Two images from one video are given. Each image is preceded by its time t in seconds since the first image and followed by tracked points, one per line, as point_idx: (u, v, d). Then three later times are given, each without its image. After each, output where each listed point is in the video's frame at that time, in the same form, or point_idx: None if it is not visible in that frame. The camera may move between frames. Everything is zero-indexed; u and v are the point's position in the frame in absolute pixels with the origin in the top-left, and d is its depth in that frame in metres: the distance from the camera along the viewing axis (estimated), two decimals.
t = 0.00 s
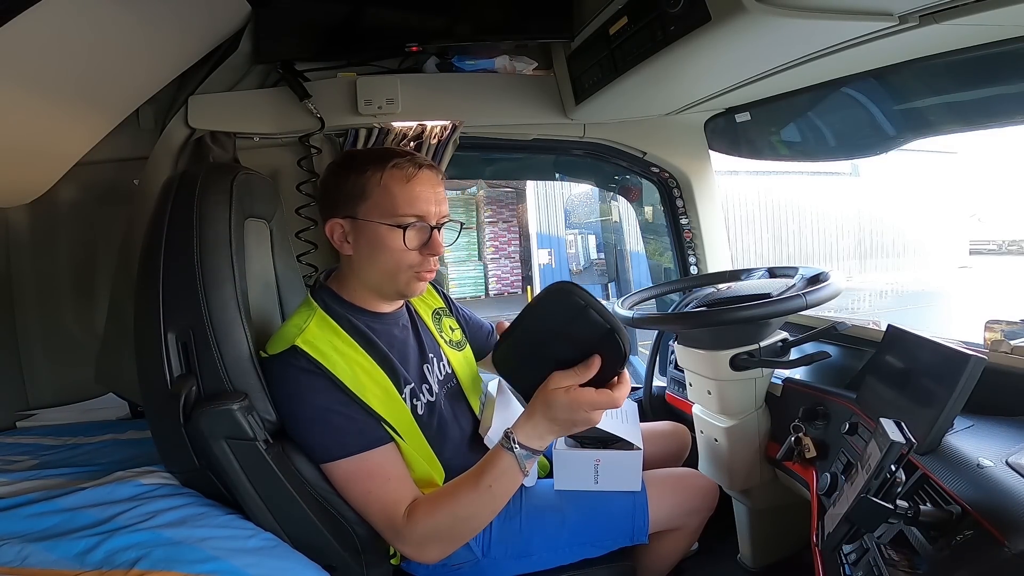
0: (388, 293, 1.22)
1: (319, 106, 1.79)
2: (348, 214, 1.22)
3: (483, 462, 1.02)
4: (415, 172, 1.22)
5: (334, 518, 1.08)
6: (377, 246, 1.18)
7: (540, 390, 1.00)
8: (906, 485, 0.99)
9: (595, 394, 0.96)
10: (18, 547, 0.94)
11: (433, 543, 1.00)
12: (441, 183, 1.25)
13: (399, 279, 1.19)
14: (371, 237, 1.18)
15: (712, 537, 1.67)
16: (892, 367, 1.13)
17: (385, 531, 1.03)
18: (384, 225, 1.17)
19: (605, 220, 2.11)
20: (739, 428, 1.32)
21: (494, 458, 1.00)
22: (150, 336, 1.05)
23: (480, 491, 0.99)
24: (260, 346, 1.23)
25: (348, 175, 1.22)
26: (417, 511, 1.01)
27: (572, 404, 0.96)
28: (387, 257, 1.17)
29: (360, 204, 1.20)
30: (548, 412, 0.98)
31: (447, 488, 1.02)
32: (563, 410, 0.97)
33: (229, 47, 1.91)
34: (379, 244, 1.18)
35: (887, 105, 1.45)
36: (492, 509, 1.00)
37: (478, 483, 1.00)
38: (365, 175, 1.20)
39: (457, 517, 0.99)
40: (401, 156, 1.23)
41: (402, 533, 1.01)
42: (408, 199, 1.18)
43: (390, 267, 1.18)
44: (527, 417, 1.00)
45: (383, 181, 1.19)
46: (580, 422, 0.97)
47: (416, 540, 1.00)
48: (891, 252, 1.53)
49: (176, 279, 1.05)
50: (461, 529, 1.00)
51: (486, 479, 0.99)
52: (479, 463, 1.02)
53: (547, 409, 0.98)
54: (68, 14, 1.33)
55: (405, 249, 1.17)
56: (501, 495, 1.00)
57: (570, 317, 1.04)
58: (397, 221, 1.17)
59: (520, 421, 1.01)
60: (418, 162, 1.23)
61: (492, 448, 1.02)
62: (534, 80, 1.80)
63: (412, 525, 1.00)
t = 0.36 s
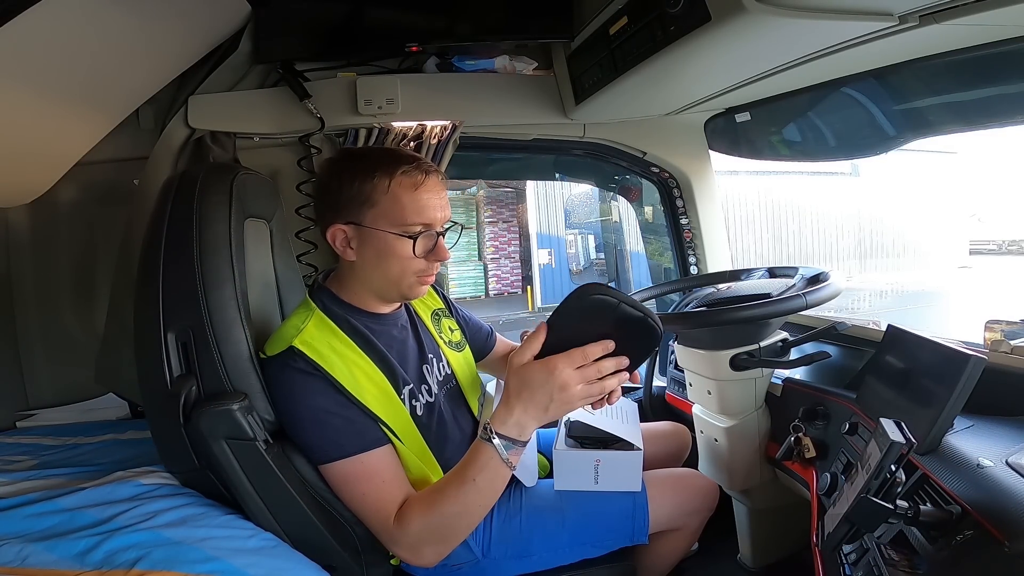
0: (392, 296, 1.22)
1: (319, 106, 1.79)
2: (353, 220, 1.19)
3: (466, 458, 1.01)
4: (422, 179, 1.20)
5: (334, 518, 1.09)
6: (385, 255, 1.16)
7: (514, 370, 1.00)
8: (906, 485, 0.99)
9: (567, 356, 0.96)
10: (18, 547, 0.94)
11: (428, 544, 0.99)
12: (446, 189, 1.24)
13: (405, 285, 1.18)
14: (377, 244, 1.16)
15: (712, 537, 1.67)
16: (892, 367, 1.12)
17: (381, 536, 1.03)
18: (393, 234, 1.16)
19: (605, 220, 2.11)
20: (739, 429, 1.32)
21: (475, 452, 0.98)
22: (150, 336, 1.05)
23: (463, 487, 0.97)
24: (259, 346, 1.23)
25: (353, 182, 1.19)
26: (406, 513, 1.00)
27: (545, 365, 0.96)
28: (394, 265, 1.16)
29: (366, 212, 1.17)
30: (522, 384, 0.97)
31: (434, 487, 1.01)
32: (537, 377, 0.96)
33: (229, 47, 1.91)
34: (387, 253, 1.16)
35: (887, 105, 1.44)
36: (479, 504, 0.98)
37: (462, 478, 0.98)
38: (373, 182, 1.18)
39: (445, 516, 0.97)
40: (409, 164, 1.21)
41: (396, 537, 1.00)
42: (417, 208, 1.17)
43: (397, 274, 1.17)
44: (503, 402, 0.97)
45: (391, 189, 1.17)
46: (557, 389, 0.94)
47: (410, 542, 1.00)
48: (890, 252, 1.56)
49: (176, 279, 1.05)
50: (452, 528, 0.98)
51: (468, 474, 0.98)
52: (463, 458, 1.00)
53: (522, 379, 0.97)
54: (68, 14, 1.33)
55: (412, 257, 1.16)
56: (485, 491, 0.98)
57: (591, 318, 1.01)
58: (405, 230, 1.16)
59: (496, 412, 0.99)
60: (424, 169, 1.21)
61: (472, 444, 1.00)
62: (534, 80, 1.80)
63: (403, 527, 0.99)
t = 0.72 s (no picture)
0: (396, 302, 1.22)
1: (319, 106, 1.79)
2: (356, 234, 1.15)
3: (464, 468, 0.99)
4: (424, 188, 1.17)
5: (334, 518, 1.09)
6: (393, 270, 1.15)
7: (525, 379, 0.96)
8: (906, 485, 0.99)
9: (584, 372, 0.92)
10: (18, 547, 0.94)
11: (421, 550, 0.99)
12: (445, 193, 1.22)
13: (411, 293, 1.19)
14: (385, 259, 1.15)
15: (712, 537, 1.67)
16: (892, 367, 1.12)
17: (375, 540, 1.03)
18: (402, 249, 1.14)
19: (605, 220, 2.11)
20: (739, 428, 1.32)
21: (474, 462, 0.97)
22: (150, 336, 1.05)
23: (459, 499, 0.96)
24: (259, 346, 1.23)
25: (353, 195, 1.14)
26: (400, 519, 1.00)
27: (561, 384, 0.91)
28: (403, 277, 1.16)
29: (371, 227, 1.14)
30: (534, 400, 0.93)
31: (430, 495, 1.00)
32: (550, 395, 0.92)
33: (229, 47, 1.91)
34: (396, 268, 1.15)
35: (887, 105, 1.44)
36: (475, 516, 0.97)
37: (459, 491, 0.97)
38: (376, 195, 1.13)
39: (438, 524, 0.97)
40: (411, 172, 1.17)
41: (390, 541, 1.00)
42: (423, 221, 1.15)
43: (405, 286, 1.17)
44: (508, 413, 0.95)
45: (397, 203, 1.14)
46: (571, 408, 0.91)
47: (404, 548, 1.00)
48: (891, 252, 1.56)
49: (176, 279, 1.05)
50: (446, 537, 0.98)
51: (466, 486, 0.97)
52: (461, 468, 0.99)
53: (534, 395, 0.93)
54: (68, 14, 1.32)
55: (421, 267, 1.16)
56: (482, 502, 0.97)
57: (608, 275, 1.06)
58: (413, 244, 1.15)
59: (499, 422, 0.96)
60: (424, 175, 1.18)
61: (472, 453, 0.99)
62: (534, 80, 1.80)
63: (397, 533, 0.99)
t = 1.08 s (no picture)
0: (395, 302, 1.22)
1: (319, 106, 1.79)
2: (353, 238, 1.15)
3: (494, 481, 0.96)
4: (421, 190, 1.16)
5: (334, 518, 1.09)
6: (392, 272, 1.15)
7: (577, 408, 0.92)
8: (906, 485, 0.99)
9: (637, 416, 0.91)
10: (18, 547, 0.94)
11: (425, 553, 0.99)
12: (443, 193, 1.21)
13: (411, 293, 1.19)
14: (383, 261, 1.15)
15: (712, 537, 1.67)
16: (892, 367, 1.12)
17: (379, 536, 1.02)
18: (400, 252, 1.14)
19: (605, 220, 2.11)
20: (739, 428, 1.32)
21: (507, 479, 0.94)
22: (150, 336, 1.05)
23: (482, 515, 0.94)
24: (259, 346, 1.23)
25: (350, 198, 1.14)
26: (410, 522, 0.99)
27: (618, 426, 0.89)
28: (404, 277, 1.16)
29: (368, 230, 1.14)
30: (585, 436, 0.90)
31: (450, 503, 0.98)
32: (604, 436, 0.89)
33: (229, 47, 1.91)
34: (395, 270, 1.15)
35: (887, 105, 1.44)
36: (492, 529, 0.96)
37: (484, 507, 0.94)
38: (373, 199, 1.13)
39: (448, 530, 0.96)
40: (408, 174, 1.16)
41: (396, 539, 1.00)
42: (421, 223, 1.14)
43: (404, 287, 1.17)
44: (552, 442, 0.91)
45: (394, 206, 1.13)
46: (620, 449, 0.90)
47: (408, 549, 0.99)
48: (890, 252, 1.56)
49: (175, 279, 1.05)
50: (457, 545, 0.97)
51: (493, 504, 0.94)
52: (494, 481, 0.96)
53: (586, 433, 0.90)
54: (68, 14, 1.32)
55: (420, 268, 1.16)
56: (505, 517, 0.95)
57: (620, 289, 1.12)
58: (411, 246, 1.15)
59: (541, 446, 0.92)
60: (420, 176, 1.17)
61: (505, 470, 0.96)
62: (534, 80, 1.80)
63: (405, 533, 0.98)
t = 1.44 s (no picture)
0: (388, 302, 1.21)
1: (319, 106, 1.79)
2: (342, 233, 1.16)
3: (523, 500, 1.00)
4: (410, 186, 1.15)
5: (334, 518, 1.09)
6: (379, 268, 1.15)
7: (614, 449, 1.00)
8: (906, 485, 0.99)
9: (666, 458, 1.01)
10: (18, 547, 0.94)
11: (431, 555, 0.98)
12: (437, 191, 1.20)
13: (400, 293, 1.18)
14: (370, 258, 1.15)
15: (713, 537, 1.67)
16: (892, 367, 1.12)
17: (384, 537, 1.02)
18: (386, 248, 1.14)
19: (605, 220, 2.11)
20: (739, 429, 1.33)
21: (540, 501, 0.98)
22: (150, 336, 1.05)
23: (509, 530, 0.97)
24: (259, 346, 1.23)
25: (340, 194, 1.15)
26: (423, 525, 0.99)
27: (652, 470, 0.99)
28: (390, 277, 1.15)
29: (356, 226, 1.14)
30: (624, 474, 0.98)
31: (469, 513, 1.00)
32: (639, 475, 0.98)
33: (229, 47, 1.91)
34: (382, 267, 1.15)
35: (887, 105, 1.44)
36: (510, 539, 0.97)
37: (513, 522, 0.97)
38: (361, 194, 1.13)
39: (458, 534, 0.96)
40: (398, 170, 1.15)
41: (403, 538, 0.99)
42: (408, 220, 1.13)
43: (393, 285, 1.16)
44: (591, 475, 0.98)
45: (382, 201, 1.13)
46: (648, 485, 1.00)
47: (415, 550, 0.99)
48: (890, 252, 1.55)
49: (175, 279, 1.05)
50: (471, 552, 0.98)
51: (521, 522, 0.97)
52: (523, 499, 1.00)
53: (624, 473, 0.98)
54: (68, 14, 1.32)
55: (409, 267, 1.15)
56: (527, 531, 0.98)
57: (618, 297, 1.11)
58: (398, 243, 1.14)
59: (578, 479, 0.98)
60: (410, 173, 1.16)
61: (539, 492, 1.00)
62: (534, 80, 1.80)
63: (416, 534, 0.99)
